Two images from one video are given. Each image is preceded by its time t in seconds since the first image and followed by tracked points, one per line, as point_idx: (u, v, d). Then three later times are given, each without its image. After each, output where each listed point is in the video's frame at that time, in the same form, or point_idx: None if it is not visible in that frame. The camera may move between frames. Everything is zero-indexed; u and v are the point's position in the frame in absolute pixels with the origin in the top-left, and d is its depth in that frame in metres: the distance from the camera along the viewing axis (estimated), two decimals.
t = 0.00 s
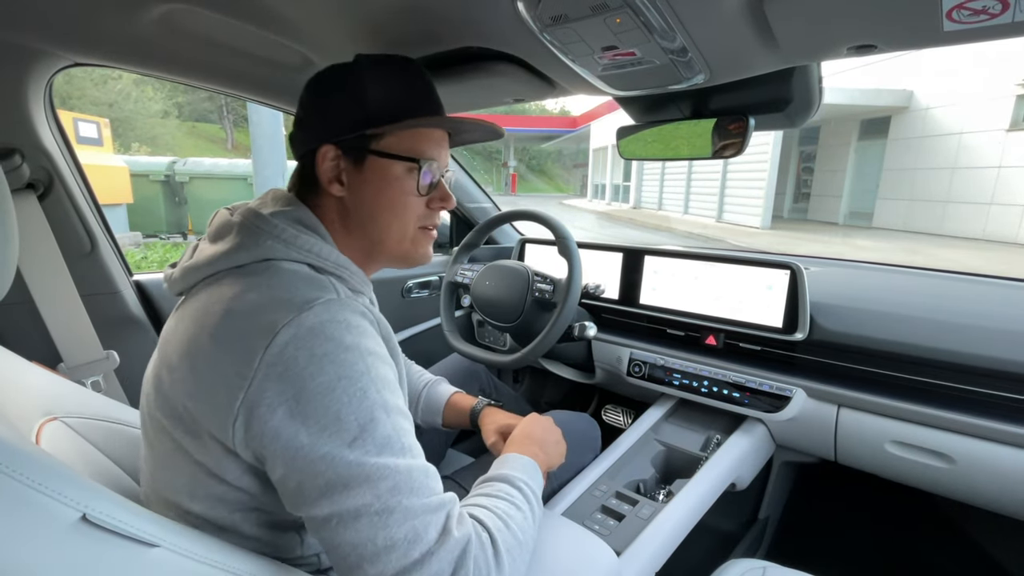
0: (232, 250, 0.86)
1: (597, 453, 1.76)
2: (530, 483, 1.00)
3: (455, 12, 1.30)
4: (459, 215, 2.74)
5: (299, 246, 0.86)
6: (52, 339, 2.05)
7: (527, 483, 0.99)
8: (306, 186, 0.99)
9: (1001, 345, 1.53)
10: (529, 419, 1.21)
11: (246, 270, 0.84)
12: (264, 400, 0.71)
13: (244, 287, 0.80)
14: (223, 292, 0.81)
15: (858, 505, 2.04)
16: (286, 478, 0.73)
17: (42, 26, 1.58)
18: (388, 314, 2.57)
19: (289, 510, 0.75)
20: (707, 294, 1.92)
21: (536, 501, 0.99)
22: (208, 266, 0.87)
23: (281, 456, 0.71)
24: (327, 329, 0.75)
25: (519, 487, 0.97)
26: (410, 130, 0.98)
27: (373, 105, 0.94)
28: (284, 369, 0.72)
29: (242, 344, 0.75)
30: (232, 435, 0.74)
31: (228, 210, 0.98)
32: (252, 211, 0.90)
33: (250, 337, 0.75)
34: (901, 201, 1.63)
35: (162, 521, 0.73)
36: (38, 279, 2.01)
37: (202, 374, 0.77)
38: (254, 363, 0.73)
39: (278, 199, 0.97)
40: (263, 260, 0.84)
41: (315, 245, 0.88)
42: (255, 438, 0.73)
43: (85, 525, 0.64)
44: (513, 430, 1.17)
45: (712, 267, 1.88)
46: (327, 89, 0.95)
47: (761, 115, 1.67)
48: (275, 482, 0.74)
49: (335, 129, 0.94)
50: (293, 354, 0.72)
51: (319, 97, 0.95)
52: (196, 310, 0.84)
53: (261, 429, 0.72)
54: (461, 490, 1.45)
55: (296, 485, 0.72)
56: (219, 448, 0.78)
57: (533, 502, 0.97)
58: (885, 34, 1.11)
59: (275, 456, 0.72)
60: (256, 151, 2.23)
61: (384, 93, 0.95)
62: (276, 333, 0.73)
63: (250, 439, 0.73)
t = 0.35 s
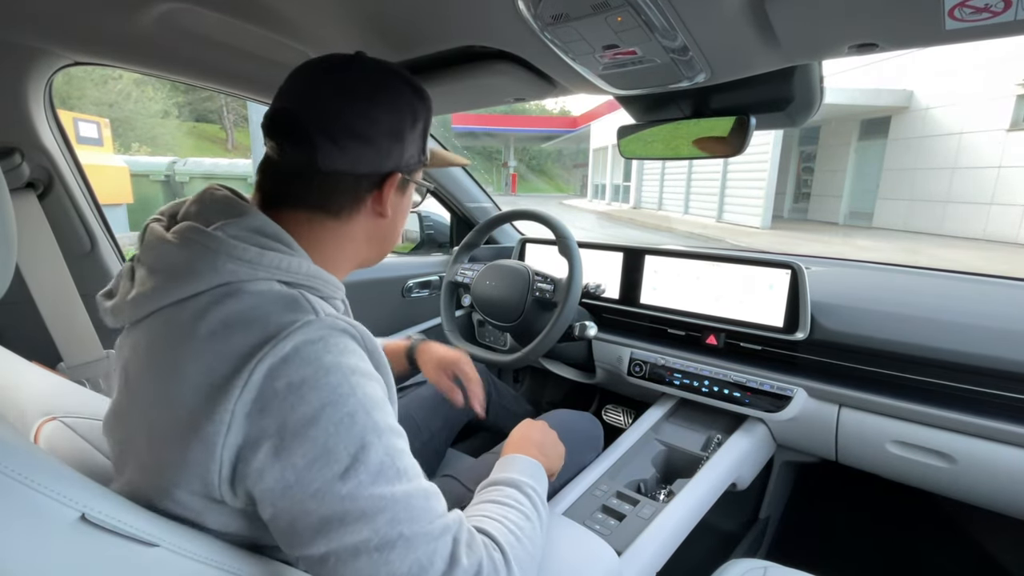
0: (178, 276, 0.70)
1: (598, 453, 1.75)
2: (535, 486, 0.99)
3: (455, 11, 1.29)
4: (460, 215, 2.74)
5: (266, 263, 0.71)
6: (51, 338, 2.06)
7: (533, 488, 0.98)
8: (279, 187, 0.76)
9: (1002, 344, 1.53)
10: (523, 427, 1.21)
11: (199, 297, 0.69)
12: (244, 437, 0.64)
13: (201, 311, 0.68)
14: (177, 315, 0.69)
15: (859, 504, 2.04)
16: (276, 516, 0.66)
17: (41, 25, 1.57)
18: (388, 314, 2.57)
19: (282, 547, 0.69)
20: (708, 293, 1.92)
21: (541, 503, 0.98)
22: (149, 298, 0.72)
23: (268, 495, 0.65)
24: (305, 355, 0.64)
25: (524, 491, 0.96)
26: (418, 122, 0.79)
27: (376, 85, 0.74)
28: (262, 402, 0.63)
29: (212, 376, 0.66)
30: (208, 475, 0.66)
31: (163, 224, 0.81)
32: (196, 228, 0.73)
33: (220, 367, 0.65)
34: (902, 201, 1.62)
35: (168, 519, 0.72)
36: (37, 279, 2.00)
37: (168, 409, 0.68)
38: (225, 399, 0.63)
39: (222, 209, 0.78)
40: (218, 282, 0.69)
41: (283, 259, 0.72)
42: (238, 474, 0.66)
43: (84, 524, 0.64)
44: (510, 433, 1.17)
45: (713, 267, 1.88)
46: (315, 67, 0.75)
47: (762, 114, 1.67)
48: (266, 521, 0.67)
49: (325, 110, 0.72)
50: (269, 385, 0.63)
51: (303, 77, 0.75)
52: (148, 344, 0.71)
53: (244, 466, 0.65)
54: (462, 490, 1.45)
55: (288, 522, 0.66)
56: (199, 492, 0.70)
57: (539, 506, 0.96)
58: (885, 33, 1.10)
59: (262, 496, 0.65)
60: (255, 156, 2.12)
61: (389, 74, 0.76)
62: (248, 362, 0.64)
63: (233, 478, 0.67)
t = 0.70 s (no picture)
0: (150, 302, 0.68)
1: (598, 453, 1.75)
2: (538, 489, 0.99)
3: (455, 11, 1.29)
4: (460, 215, 2.74)
5: (257, 278, 0.69)
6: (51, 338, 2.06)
7: (537, 492, 0.98)
8: (264, 194, 0.74)
9: (1002, 344, 1.53)
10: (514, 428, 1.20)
11: (183, 323, 0.67)
12: (248, 463, 0.64)
13: (194, 337, 0.67)
14: (167, 342, 0.68)
15: (859, 503, 2.04)
16: (286, 538, 0.66)
17: (42, 25, 1.57)
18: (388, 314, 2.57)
19: (293, 567, 0.69)
20: (708, 293, 1.92)
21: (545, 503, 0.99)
22: (119, 331, 0.69)
23: (276, 521, 0.64)
24: (304, 374, 0.64)
25: (528, 494, 0.96)
26: (413, 131, 0.79)
27: (374, 95, 0.74)
28: (264, 426, 0.63)
29: (213, 401, 0.65)
30: (215, 503, 0.66)
31: (102, 245, 0.76)
32: (150, 249, 0.71)
33: (222, 390, 0.65)
34: (902, 202, 1.62)
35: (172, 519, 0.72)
36: (37, 279, 2.00)
37: (173, 433, 0.68)
38: (226, 425, 0.63)
39: (174, 219, 0.75)
40: (207, 306, 0.67)
41: (275, 272, 0.70)
42: (245, 498, 0.66)
43: (85, 525, 0.64)
44: (504, 434, 1.17)
45: (713, 267, 1.88)
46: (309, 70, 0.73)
47: (763, 114, 1.67)
48: (275, 543, 0.67)
49: (321, 119, 0.71)
50: (270, 408, 0.63)
51: (294, 79, 0.73)
52: (133, 374, 0.70)
53: (252, 492, 0.65)
54: (462, 489, 1.45)
55: (299, 544, 0.66)
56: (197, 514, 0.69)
57: (542, 507, 0.97)
58: (886, 32, 1.10)
59: (269, 522, 0.65)
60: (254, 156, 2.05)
61: (388, 82, 0.76)
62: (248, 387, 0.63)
63: (240, 503, 0.66)
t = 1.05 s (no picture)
0: (159, 304, 0.68)
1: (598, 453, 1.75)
2: (540, 492, 0.99)
3: (455, 11, 1.29)
4: (460, 215, 2.74)
5: (268, 282, 0.69)
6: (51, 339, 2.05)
7: (541, 498, 0.99)
8: (277, 199, 0.75)
9: (1002, 344, 1.53)
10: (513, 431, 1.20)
11: (192, 326, 0.67)
12: (256, 469, 0.64)
13: (202, 341, 0.67)
14: (176, 345, 0.68)
15: (859, 503, 2.04)
16: (293, 544, 0.66)
17: (41, 25, 1.57)
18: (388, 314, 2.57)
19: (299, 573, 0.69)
20: (708, 293, 1.92)
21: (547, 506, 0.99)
22: (127, 331, 0.69)
23: (284, 528, 0.64)
24: (313, 379, 0.64)
25: (530, 497, 0.97)
26: (428, 139, 0.79)
27: (391, 102, 0.74)
28: (272, 431, 0.63)
29: (219, 406, 0.65)
30: (221, 509, 0.66)
31: (113, 242, 0.76)
32: (160, 249, 0.70)
33: (229, 395, 0.65)
34: (902, 202, 1.63)
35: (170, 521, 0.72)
36: (37, 279, 2.00)
37: (180, 436, 0.68)
38: (234, 430, 0.62)
39: (186, 218, 0.75)
40: (215, 310, 0.67)
41: (285, 276, 0.71)
42: (251, 505, 0.65)
43: (85, 525, 0.63)
44: (503, 438, 1.17)
45: (713, 267, 1.88)
46: (327, 76, 0.73)
47: (762, 114, 1.67)
48: (281, 550, 0.67)
49: (336, 126, 0.71)
50: (278, 414, 0.63)
51: (311, 84, 0.73)
52: (140, 375, 0.70)
53: (259, 498, 0.65)
54: (462, 489, 1.45)
55: (306, 550, 0.66)
56: (200, 517, 0.69)
57: (545, 510, 0.97)
58: (885, 32, 1.10)
59: (276, 529, 0.65)
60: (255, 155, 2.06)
61: (405, 89, 0.75)
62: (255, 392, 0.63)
63: (246, 509, 0.66)
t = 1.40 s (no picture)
0: (166, 298, 0.68)
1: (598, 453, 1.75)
2: (541, 492, 0.99)
3: (455, 12, 1.29)
4: (460, 215, 2.74)
5: (272, 281, 0.69)
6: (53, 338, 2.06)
7: (543, 500, 0.98)
8: (283, 199, 0.75)
9: (1002, 344, 1.54)
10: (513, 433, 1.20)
11: (196, 322, 0.67)
12: (257, 470, 0.64)
13: (204, 340, 0.67)
14: (178, 342, 0.68)
15: (859, 503, 2.05)
16: (293, 546, 0.66)
17: (42, 26, 1.58)
18: (389, 314, 2.57)
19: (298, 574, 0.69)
20: (708, 294, 1.92)
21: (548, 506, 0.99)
22: (133, 323, 0.69)
23: (284, 529, 0.64)
24: (314, 381, 0.63)
25: (529, 497, 0.97)
26: (434, 143, 0.80)
27: (398, 105, 0.74)
28: (273, 432, 0.63)
29: (220, 406, 0.66)
30: (222, 509, 0.66)
31: (127, 231, 0.77)
32: (172, 243, 0.71)
33: (230, 396, 0.65)
34: (902, 202, 1.64)
35: (169, 521, 0.72)
36: (37, 279, 2.01)
37: (181, 434, 0.68)
38: (235, 431, 0.62)
39: (198, 215, 0.75)
40: (219, 308, 0.67)
41: (288, 276, 0.70)
42: (252, 506, 0.65)
43: (85, 525, 0.63)
44: (503, 440, 1.17)
45: (713, 267, 1.88)
46: (334, 79, 0.74)
47: (762, 114, 1.67)
48: (282, 551, 0.67)
49: (343, 129, 0.72)
50: (279, 414, 0.63)
51: (319, 86, 0.73)
52: (143, 370, 0.70)
53: (260, 499, 0.65)
54: (462, 489, 1.45)
55: (306, 552, 0.66)
56: (201, 517, 0.69)
57: (546, 511, 0.97)
58: (885, 33, 1.10)
59: (276, 530, 0.65)
60: (254, 152, 2.07)
61: (412, 93, 0.76)
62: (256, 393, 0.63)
63: (246, 510, 0.66)
